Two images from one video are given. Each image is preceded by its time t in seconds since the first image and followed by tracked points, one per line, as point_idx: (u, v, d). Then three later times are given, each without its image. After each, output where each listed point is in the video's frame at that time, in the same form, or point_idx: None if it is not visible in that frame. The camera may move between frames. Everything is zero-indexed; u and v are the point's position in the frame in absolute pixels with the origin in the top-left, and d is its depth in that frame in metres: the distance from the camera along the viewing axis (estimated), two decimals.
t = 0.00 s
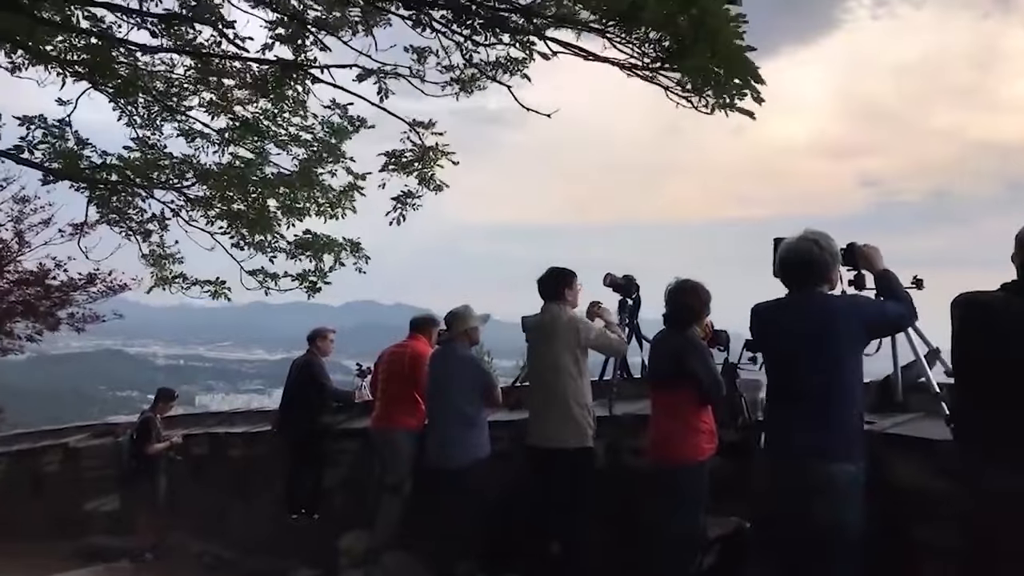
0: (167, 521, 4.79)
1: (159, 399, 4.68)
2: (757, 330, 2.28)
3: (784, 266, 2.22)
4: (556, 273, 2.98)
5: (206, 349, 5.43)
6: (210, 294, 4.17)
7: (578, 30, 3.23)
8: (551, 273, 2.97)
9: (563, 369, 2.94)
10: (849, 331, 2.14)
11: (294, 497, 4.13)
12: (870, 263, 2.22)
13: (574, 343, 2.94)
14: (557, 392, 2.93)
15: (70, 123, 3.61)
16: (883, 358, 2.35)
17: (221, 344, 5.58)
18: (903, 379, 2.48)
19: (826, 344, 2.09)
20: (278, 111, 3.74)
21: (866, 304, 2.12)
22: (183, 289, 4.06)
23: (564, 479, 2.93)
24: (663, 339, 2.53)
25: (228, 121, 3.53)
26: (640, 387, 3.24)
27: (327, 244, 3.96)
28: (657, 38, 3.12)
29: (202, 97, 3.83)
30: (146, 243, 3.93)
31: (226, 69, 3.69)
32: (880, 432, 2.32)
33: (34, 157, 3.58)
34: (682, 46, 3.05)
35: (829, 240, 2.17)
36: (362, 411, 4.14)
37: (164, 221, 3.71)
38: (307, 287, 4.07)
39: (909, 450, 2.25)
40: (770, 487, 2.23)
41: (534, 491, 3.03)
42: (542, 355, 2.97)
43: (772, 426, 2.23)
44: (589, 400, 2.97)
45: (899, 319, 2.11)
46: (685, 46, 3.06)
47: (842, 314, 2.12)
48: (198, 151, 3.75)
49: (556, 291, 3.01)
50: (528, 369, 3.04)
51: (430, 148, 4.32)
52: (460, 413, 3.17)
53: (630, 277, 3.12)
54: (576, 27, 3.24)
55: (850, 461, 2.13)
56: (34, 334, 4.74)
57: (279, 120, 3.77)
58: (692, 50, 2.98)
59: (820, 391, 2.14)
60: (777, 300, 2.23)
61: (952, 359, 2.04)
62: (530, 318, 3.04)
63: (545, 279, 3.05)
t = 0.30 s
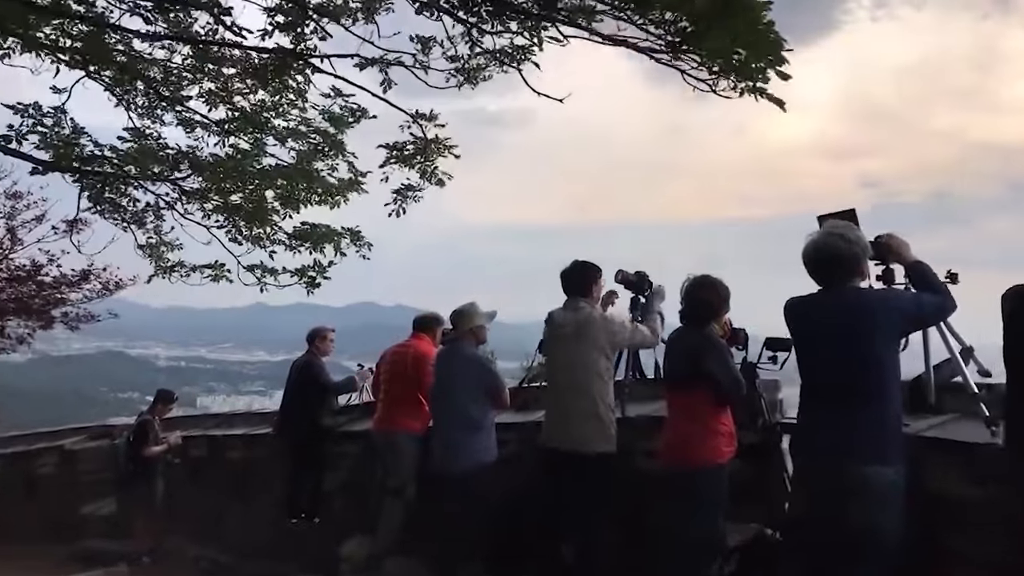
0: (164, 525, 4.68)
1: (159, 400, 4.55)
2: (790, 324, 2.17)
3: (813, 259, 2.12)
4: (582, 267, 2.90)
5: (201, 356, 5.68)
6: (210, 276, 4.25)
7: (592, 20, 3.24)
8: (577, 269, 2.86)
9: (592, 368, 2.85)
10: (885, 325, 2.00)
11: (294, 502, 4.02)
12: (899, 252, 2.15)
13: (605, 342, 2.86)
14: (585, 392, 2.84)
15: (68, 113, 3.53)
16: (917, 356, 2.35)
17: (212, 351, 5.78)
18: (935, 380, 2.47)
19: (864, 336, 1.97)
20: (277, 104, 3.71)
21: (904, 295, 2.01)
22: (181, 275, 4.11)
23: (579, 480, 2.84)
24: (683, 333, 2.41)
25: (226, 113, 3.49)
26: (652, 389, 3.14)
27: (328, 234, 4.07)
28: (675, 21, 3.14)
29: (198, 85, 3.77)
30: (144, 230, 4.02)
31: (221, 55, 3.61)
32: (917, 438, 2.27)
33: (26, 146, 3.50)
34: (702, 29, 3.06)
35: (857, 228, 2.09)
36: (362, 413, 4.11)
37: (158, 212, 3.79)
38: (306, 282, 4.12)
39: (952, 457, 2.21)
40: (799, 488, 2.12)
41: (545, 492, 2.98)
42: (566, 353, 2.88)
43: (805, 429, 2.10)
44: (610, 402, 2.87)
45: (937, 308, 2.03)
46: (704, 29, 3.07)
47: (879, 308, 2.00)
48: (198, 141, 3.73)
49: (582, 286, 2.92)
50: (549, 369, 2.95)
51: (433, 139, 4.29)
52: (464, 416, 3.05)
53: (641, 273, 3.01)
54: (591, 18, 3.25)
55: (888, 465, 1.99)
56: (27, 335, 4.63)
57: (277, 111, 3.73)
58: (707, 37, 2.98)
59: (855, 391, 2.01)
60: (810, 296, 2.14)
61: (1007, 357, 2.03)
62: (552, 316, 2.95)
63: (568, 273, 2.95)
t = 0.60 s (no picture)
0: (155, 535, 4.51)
1: (151, 406, 4.40)
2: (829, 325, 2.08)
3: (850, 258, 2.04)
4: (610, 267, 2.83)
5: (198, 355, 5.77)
6: (200, 274, 4.17)
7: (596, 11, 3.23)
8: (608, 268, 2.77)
9: (618, 370, 2.74)
10: (927, 320, 1.92)
11: (291, 511, 3.88)
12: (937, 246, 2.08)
13: (635, 345, 2.75)
14: (609, 395, 2.73)
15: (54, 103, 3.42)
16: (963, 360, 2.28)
17: (209, 352, 6.05)
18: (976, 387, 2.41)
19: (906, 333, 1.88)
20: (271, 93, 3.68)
21: (947, 289, 1.94)
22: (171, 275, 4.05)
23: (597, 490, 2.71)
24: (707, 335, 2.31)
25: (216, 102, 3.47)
26: (665, 396, 3.03)
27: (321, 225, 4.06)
28: None
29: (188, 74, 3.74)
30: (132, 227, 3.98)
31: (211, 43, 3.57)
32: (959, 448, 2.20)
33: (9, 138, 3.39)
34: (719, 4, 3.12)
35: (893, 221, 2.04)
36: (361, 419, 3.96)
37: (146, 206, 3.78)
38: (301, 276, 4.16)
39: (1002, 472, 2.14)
40: (837, 505, 2.03)
41: (556, 503, 2.86)
42: (591, 354, 2.76)
43: (843, 442, 2.01)
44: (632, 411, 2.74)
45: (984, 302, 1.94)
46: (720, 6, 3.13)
47: (920, 303, 1.93)
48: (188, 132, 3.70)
49: (611, 286, 2.84)
50: (570, 373, 2.81)
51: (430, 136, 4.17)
52: (469, 424, 2.91)
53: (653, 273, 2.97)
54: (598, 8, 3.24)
55: (932, 480, 1.90)
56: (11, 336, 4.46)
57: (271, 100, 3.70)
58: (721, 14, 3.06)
59: (896, 395, 1.93)
60: (848, 296, 2.07)
61: None
62: (576, 316, 2.85)
63: (596, 273, 2.88)
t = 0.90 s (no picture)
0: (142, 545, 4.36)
1: (139, 410, 4.26)
2: (846, 326, 2.02)
3: (869, 255, 1.97)
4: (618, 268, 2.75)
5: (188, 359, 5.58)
6: (185, 281, 4.11)
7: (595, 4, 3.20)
8: (614, 269, 2.69)
9: (625, 371, 2.64)
10: (959, 323, 1.83)
11: (280, 520, 3.80)
12: (961, 243, 2.04)
13: (644, 346, 2.65)
14: (616, 399, 2.64)
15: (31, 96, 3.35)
16: (991, 361, 2.17)
17: (202, 354, 5.75)
18: (1003, 391, 2.31)
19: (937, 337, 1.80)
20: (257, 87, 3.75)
21: (976, 289, 1.86)
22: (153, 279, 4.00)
23: (601, 500, 2.61)
24: (719, 336, 2.22)
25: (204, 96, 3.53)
26: (673, 402, 2.92)
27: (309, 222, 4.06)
28: None
29: (170, 70, 3.79)
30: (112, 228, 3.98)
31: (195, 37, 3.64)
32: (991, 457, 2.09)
33: None
34: None
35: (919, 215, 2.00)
36: (354, 424, 3.76)
37: (129, 205, 3.81)
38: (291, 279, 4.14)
39: None
40: (863, 525, 1.92)
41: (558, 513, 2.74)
42: (598, 356, 2.67)
43: (872, 456, 1.90)
44: (640, 417, 2.63)
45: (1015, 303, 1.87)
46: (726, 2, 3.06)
47: (949, 304, 1.85)
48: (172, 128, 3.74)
49: (620, 287, 2.75)
50: (576, 375, 2.73)
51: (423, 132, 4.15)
52: (466, 430, 2.79)
53: (659, 273, 2.90)
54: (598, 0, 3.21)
55: (963, 490, 1.81)
56: None
57: (258, 94, 3.78)
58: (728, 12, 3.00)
59: (930, 406, 1.83)
60: (869, 295, 1.99)
61: None
62: (585, 316, 2.77)
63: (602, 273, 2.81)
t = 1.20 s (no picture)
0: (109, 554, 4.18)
1: (107, 412, 4.09)
2: (842, 322, 1.92)
3: (864, 247, 1.89)
4: (595, 263, 2.65)
5: (169, 361, 5.25)
6: (151, 278, 3.99)
7: None
8: (593, 265, 2.58)
9: (607, 371, 2.53)
10: (959, 319, 1.75)
11: (254, 526, 3.67)
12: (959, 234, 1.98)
13: (626, 343, 2.55)
14: (598, 400, 2.54)
15: None
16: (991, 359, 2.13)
17: (184, 358, 5.35)
18: (1003, 391, 2.26)
19: (938, 332, 1.71)
20: (222, 82, 3.75)
21: (975, 282, 1.79)
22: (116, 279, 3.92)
23: (588, 504, 2.54)
24: (706, 335, 2.13)
25: (167, 91, 3.53)
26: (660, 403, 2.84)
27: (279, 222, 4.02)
28: None
29: (134, 65, 3.79)
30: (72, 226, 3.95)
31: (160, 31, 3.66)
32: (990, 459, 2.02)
33: None
34: None
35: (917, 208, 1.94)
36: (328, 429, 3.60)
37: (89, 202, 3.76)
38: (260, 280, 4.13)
39: None
40: (854, 529, 1.84)
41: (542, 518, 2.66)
42: (579, 356, 2.56)
43: (867, 457, 1.81)
44: (625, 418, 2.54)
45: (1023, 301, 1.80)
46: None
47: (949, 298, 1.76)
48: (135, 123, 3.70)
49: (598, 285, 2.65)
50: (558, 376, 2.62)
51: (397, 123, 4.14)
52: (442, 434, 2.68)
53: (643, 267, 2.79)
54: None
55: (964, 494, 1.72)
56: None
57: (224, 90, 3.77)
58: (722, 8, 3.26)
59: (927, 403, 1.74)
60: (864, 290, 1.90)
61: None
62: (563, 314, 2.66)
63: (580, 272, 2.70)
